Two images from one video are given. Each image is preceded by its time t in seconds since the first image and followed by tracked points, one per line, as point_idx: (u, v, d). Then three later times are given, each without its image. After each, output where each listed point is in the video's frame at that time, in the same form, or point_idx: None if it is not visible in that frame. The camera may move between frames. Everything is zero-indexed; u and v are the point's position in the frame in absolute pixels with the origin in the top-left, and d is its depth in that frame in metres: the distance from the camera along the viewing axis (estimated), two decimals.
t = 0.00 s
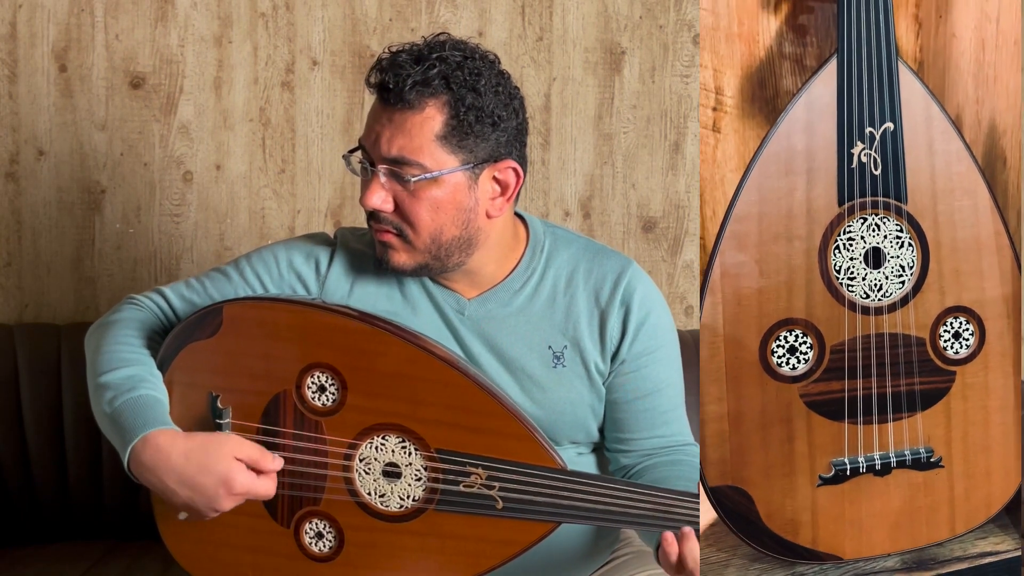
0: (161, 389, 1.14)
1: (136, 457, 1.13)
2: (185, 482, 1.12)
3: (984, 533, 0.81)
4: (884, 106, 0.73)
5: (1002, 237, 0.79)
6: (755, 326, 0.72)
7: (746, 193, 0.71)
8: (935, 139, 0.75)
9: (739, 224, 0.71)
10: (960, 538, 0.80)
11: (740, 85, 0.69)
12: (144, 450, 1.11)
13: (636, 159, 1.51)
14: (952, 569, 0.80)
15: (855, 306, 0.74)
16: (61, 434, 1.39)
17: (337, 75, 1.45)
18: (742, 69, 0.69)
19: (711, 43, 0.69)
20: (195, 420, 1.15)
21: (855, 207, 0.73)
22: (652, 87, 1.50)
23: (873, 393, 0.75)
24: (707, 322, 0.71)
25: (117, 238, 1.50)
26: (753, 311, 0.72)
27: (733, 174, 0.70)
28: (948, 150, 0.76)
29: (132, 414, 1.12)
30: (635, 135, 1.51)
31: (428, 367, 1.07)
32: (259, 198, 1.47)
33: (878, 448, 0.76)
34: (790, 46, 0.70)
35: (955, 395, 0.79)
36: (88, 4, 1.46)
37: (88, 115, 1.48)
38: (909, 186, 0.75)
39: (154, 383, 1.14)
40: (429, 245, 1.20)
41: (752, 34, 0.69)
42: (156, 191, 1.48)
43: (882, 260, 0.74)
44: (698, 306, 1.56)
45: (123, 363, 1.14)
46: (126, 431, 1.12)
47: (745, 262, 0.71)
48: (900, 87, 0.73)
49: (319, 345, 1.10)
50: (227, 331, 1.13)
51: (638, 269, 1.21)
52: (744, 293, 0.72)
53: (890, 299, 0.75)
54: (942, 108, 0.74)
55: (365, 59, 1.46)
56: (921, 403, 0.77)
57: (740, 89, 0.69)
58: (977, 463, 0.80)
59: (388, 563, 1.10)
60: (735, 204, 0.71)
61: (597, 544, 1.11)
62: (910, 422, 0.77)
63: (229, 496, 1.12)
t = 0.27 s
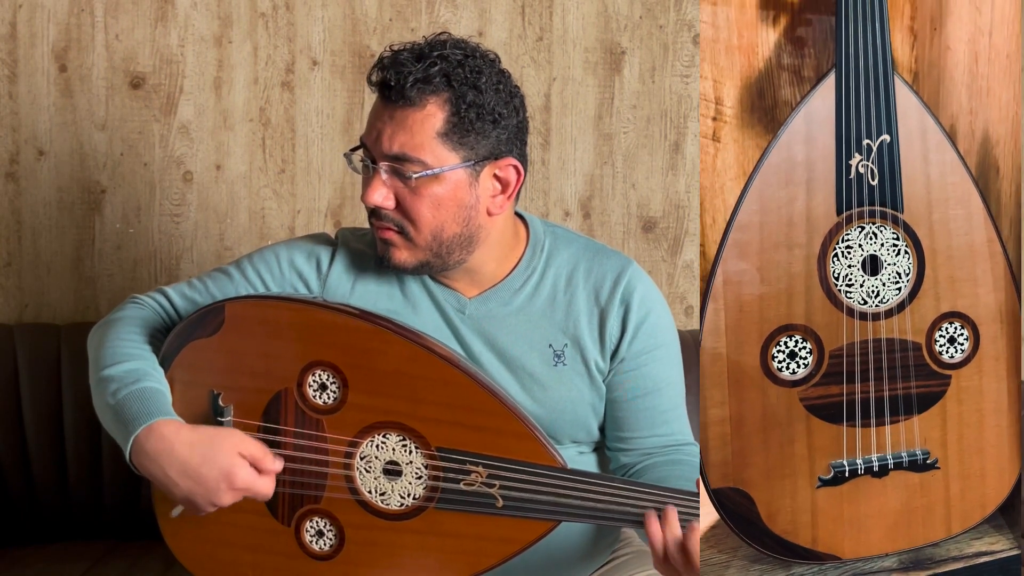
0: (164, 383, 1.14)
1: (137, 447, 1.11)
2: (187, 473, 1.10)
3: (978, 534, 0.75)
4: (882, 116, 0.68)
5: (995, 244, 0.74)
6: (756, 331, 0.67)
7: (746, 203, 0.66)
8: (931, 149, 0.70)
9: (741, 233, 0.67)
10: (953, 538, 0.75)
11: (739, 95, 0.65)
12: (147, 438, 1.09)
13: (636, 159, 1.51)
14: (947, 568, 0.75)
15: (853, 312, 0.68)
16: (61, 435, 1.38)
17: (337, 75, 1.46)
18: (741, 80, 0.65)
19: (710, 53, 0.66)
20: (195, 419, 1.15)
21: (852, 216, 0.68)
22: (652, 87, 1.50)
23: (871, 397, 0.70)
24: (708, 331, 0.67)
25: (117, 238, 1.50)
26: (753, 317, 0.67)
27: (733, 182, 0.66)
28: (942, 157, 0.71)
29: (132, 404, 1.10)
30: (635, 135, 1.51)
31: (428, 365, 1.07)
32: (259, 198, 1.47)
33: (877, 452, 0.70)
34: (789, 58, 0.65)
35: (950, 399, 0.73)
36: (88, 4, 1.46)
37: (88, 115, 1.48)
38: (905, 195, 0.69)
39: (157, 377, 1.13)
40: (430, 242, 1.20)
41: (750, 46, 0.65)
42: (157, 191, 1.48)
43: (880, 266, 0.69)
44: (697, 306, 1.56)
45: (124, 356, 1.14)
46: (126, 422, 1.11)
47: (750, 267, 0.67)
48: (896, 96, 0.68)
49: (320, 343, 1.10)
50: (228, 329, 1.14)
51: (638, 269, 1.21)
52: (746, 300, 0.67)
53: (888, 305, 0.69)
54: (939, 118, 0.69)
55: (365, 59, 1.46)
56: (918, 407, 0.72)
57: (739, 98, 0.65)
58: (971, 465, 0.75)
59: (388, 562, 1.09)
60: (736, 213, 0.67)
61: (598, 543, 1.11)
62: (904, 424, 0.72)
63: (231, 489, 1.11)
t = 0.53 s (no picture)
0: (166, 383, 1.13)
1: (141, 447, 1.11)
2: (192, 464, 1.11)
3: (976, 534, 0.68)
4: (883, 123, 0.62)
5: (991, 250, 0.66)
6: (757, 335, 0.62)
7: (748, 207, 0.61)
8: (930, 155, 0.63)
9: (744, 238, 0.61)
10: (949, 541, 0.68)
11: (741, 103, 0.60)
12: (150, 436, 1.09)
13: (636, 159, 1.51)
14: (944, 570, 0.68)
15: (852, 317, 0.63)
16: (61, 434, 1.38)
17: (337, 75, 1.45)
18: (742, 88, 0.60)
19: (709, 64, 0.60)
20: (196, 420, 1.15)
21: (853, 222, 0.62)
22: (652, 87, 1.50)
23: (870, 402, 0.64)
24: (710, 338, 0.62)
25: (117, 238, 1.50)
26: (754, 320, 0.62)
27: (733, 189, 0.60)
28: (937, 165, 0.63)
29: (136, 404, 1.10)
30: (635, 135, 1.51)
31: (429, 366, 1.07)
32: (259, 198, 1.47)
33: (877, 456, 0.65)
34: (789, 66, 0.60)
35: (947, 403, 0.67)
36: (88, 4, 1.45)
37: (88, 115, 1.48)
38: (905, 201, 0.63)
39: (160, 377, 1.13)
40: (431, 244, 1.19)
41: (751, 52, 0.60)
42: (156, 191, 1.48)
43: (878, 271, 0.63)
44: (697, 307, 1.56)
45: (126, 355, 1.14)
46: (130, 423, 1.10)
47: (750, 278, 0.62)
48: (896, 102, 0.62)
49: (321, 345, 1.10)
50: (229, 330, 1.14)
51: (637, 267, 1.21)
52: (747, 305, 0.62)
53: (886, 309, 0.64)
54: (935, 128, 0.63)
55: (366, 59, 1.45)
56: (919, 411, 0.66)
57: (740, 106, 0.60)
58: (969, 464, 0.68)
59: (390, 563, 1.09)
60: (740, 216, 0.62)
61: (602, 541, 1.12)
62: (906, 427, 0.66)
63: (239, 472, 1.12)
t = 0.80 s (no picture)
0: (159, 392, 1.14)
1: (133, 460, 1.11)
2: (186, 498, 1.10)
3: (976, 537, 0.58)
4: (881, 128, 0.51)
5: (989, 253, 0.56)
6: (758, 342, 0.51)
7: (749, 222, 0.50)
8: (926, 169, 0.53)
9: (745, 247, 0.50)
10: (949, 543, 0.58)
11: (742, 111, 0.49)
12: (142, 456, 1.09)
13: (636, 159, 1.51)
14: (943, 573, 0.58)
15: (853, 322, 0.53)
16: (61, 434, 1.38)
17: (337, 75, 1.47)
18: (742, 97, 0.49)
19: (709, 73, 0.49)
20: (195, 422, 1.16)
21: (856, 227, 0.52)
22: (652, 87, 1.50)
23: (869, 405, 0.54)
24: (713, 344, 0.51)
25: (117, 238, 1.50)
26: (757, 335, 0.51)
27: (736, 198, 0.49)
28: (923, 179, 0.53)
29: (129, 408, 1.10)
30: (635, 135, 1.51)
31: (426, 369, 1.07)
32: (260, 198, 1.49)
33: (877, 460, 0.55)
34: (789, 75, 0.49)
35: (946, 408, 0.57)
36: (88, 4, 1.44)
37: (88, 115, 1.47)
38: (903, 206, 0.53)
39: (152, 385, 1.14)
40: (429, 248, 1.19)
41: (752, 60, 0.48)
42: (156, 191, 1.49)
43: (877, 277, 0.53)
44: (697, 307, 1.57)
45: (118, 361, 1.15)
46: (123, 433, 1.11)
47: (753, 283, 0.51)
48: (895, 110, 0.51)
49: (319, 349, 1.10)
50: (224, 334, 1.14)
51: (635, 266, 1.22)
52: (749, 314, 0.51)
53: (887, 314, 0.53)
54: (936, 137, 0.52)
55: (365, 59, 1.47)
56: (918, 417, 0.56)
57: (742, 114, 0.49)
58: (968, 466, 0.58)
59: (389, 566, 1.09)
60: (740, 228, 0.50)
61: (601, 542, 1.15)
62: (906, 432, 0.56)
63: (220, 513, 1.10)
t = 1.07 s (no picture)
0: (155, 405, 1.14)
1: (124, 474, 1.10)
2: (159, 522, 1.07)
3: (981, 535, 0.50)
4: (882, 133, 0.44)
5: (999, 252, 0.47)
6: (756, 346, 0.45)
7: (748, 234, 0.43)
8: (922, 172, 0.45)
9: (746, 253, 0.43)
10: (949, 542, 0.49)
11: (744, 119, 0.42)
12: (133, 472, 1.08)
13: (636, 159, 1.52)
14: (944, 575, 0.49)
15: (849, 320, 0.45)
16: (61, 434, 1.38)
17: (337, 75, 1.47)
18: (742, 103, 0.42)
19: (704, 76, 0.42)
20: (192, 422, 1.16)
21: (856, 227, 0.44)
22: (652, 87, 1.51)
23: (870, 406, 0.47)
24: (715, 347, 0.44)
25: (117, 238, 1.50)
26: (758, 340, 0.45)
27: (737, 203, 0.43)
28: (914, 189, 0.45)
29: (123, 428, 1.10)
30: (635, 135, 1.51)
31: (422, 368, 1.07)
32: (259, 198, 1.49)
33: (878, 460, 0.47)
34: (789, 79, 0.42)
35: (946, 408, 0.48)
36: (88, 4, 1.44)
37: (88, 115, 1.47)
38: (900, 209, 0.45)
39: (148, 399, 1.13)
40: (431, 249, 1.17)
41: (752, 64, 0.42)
42: (156, 191, 1.49)
43: (874, 274, 0.45)
44: (697, 307, 1.57)
45: (118, 375, 1.14)
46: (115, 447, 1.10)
47: (753, 288, 0.44)
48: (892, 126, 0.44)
49: (316, 348, 1.10)
50: (220, 335, 1.13)
51: (634, 267, 1.22)
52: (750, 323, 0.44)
53: (882, 318, 0.46)
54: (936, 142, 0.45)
55: (366, 59, 1.47)
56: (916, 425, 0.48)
57: (743, 119, 0.42)
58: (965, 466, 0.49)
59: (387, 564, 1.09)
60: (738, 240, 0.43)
61: (598, 540, 1.16)
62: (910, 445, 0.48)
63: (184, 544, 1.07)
